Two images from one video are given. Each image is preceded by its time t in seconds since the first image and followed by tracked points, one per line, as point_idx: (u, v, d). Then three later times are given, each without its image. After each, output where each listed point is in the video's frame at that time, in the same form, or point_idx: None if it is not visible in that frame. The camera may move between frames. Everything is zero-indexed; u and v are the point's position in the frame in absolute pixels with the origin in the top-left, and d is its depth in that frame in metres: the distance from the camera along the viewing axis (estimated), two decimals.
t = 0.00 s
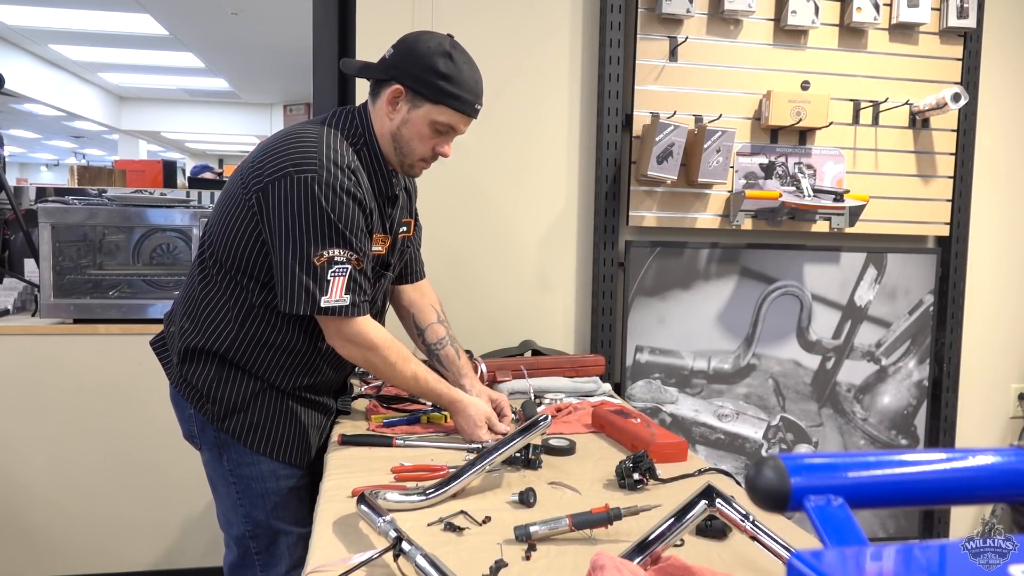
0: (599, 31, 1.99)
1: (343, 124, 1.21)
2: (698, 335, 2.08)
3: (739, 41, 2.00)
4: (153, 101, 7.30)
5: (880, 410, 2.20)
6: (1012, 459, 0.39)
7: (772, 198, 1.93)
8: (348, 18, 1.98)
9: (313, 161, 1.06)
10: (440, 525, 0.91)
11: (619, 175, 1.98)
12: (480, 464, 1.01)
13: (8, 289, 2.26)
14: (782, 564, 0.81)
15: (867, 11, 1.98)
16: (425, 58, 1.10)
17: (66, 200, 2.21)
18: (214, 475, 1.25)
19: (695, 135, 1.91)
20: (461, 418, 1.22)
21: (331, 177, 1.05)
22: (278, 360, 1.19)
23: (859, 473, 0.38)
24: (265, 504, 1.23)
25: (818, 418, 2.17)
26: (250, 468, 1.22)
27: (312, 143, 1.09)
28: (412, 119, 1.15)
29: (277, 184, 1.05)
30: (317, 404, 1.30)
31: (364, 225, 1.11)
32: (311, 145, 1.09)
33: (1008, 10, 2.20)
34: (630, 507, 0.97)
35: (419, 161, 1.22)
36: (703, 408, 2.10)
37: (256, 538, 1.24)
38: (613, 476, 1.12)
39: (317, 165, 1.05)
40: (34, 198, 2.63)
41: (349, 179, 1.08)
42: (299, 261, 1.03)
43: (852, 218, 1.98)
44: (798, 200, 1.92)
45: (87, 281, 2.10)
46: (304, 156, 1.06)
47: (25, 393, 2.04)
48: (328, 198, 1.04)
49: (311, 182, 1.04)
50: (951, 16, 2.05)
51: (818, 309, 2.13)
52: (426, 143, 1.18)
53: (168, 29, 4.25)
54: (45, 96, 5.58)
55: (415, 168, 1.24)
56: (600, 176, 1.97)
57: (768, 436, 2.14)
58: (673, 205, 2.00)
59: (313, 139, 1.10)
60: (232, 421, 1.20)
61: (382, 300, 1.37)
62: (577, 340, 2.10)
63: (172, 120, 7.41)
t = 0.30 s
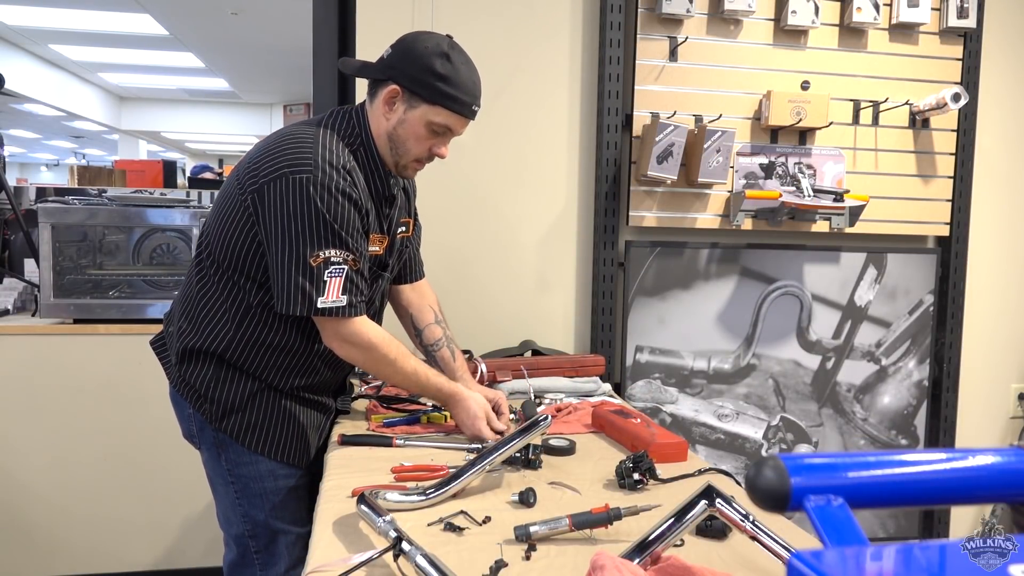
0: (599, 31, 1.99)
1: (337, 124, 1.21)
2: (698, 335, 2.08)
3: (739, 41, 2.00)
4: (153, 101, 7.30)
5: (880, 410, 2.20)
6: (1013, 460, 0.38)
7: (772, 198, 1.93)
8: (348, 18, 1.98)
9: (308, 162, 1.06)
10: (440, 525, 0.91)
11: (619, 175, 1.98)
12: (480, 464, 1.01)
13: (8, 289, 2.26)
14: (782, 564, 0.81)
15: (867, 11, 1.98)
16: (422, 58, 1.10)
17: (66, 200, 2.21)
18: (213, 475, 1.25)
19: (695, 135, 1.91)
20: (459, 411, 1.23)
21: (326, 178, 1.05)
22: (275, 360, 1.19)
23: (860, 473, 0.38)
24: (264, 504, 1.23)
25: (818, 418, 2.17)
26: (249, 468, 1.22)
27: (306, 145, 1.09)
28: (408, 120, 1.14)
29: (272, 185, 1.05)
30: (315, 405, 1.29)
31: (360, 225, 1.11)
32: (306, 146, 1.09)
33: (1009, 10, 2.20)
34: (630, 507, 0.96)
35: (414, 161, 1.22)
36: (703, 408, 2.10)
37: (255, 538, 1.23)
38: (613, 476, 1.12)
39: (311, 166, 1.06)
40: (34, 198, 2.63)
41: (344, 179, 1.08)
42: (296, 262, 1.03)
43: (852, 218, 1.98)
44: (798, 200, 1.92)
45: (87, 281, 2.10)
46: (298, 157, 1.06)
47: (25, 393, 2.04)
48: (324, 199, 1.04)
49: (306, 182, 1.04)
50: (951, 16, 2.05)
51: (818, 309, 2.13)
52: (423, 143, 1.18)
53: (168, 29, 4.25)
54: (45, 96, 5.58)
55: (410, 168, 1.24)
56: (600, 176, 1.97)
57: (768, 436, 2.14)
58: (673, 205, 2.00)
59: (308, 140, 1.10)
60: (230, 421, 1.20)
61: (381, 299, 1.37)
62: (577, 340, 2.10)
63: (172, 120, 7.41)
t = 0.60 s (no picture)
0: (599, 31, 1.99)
1: (327, 112, 1.21)
2: (698, 335, 2.08)
3: (739, 41, 2.00)
4: (153, 101, 7.30)
5: (880, 410, 2.20)
6: (1013, 459, 0.39)
7: (772, 198, 1.93)
8: (348, 18, 1.98)
9: (287, 147, 1.05)
10: (440, 525, 0.91)
11: (619, 175, 1.98)
12: (480, 464, 1.01)
13: (8, 289, 2.26)
14: (781, 564, 0.81)
15: (867, 11, 1.98)
16: (412, 42, 1.11)
17: (66, 200, 2.21)
18: (214, 477, 1.25)
19: (695, 135, 1.91)
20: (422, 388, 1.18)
21: (304, 163, 1.04)
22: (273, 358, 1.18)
23: (860, 473, 0.38)
24: (265, 505, 1.23)
25: (818, 418, 2.17)
26: (248, 470, 1.22)
27: (292, 131, 1.09)
28: (399, 104, 1.15)
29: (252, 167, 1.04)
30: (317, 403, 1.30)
31: (334, 214, 1.08)
32: (292, 133, 1.08)
33: (1009, 10, 2.20)
34: (629, 507, 0.96)
35: (403, 147, 1.22)
36: (703, 407, 2.10)
37: (256, 539, 1.24)
38: (613, 476, 1.12)
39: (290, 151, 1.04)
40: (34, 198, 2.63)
41: (321, 165, 1.06)
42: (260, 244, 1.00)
43: (852, 218, 1.98)
44: (798, 200, 1.92)
45: (87, 281, 2.09)
46: (282, 144, 1.06)
47: (25, 393, 2.04)
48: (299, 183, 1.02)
49: (285, 167, 1.03)
50: (951, 16, 2.05)
51: (818, 308, 2.13)
52: (413, 127, 1.19)
53: (168, 29, 4.25)
54: (45, 96, 5.57)
55: (399, 154, 1.24)
56: (600, 176, 1.97)
57: (768, 436, 2.14)
58: (673, 205, 2.00)
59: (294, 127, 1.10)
60: (233, 423, 1.20)
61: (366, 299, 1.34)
62: (577, 340, 2.10)
63: (172, 120, 7.41)
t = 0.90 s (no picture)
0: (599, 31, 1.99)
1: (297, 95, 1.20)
2: (698, 335, 2.08)
3: (739, 41, 2.00)
4: (153, 101, 7.30)
5: (880, 410, 2.20)
6: (1012, 460, 0.38)
7: (772, 198, 1.93)
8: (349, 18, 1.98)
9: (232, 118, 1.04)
10: (440, 525, 0.91)
11: (619, 175, 1.98)
12: (480, 464, 1.01)
13: (8, 289, 2.26)
14: (781, 564, 0.81)
15: (867, 11, 1.98)
16: (369, 19, 1.12)
17: (66, 200, 2.21)
18: (222, 479, 1.25)
19: (695, 135, 1.91)
20: (308, 407, 1.04)
21: (241, 128, 1.03)
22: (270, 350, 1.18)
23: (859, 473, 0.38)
24: (274, 503, 1.23)
25: (818, 418, 2.17)
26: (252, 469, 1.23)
27: (249, 106, 1.09)
28: (360, 80, 1.16)
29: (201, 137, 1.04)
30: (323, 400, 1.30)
31: (281, 181, 1.04)
32: (248, 108, 1.09)
33: (1009, 10, 2.20)
34: (629, 506, 0.96)
35: (370, 125, 1.23)
36: (703, 407, 2.10)
37: (257, 539, 1.24)
38: (613, 475, 1.12)
39: (233, 120, 1.04)
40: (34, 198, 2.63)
41: (263, 132, 1.04)
42: (188, 204, 0.98)
43: (853, 217, 1.98)
44: (798, 200, 1.92)
45: (87, 281, 2.09)
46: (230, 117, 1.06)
47: (25, 393, 2.04)
48: (234, 147, 1.00)
49: (224, 134, 1.02)
50: (951, 16, 2.05)
51: (818, 308, 2.13)
52: (377, 103, 1.19)
53: (168, 29, 4.25)
54: (45, 95, 5.57)
55: (366, 132, 1.24)
56: (600, 176, 1.97)
57: (768, 436, 2.14)
58: (673, 205, 2.00)
59: (252, 104, 1.10)
60: (241, 424, 1.20)
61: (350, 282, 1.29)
62: (577, 340, 2.10)
63: (172, 120, 7.41)
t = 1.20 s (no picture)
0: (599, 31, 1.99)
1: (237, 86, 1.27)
2: (698, 335, 2.08)
3: (739, 41, 2.00)
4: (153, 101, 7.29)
5: (880, 410, 2.20)
6: (1012, 460, 0.39)
7: (772, 198, 1.93)
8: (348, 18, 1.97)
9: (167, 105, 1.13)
10: (440, 525, 0.91)
11: (619, 175, 1.98)
12: (480, 464, 1.01)
13: (8, 289, 2.26)
14: (781, 564, 0.81)
15: (867, 11, 1.98)
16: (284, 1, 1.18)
17: (66, 200, 2.21)
18: (201, 472, 1.24)
19: (695, 135, 1.91)
20: (269, 357, 1.12)
21: (173, 109, 1.10)
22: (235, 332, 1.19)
23: (859, 472, 0.38)
24: (249, 492, 1.23)
25: (818, 418, 2.17)
26: (236, 459, 1.22)
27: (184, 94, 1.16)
28: (284, 58, 1.20)
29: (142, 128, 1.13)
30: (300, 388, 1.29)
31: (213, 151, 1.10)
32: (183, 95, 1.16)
33: (1009, 11, 2.20)
34: (629, 506, 0.96)
35: (303, 100, 1.24)
36: (703, 408, 2.10)
37: (254, 538, 1.24)
38: (613, 475, 1.12)
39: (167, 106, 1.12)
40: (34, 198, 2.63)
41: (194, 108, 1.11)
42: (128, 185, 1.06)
43: (852, 217, 1.98)
44: (798, 200, 1.92)
45: (87, 281, 2.09)
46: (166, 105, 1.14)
47: (25, 393, 2.04)
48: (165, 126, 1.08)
49: (158, 117, 1.10)
50: (951, 16, 2.05)
51: (818, 308, 2.13)
52: (303, 79, 1.22)
53: (168, 29, 4.25)
54: (45, 95, 5.56)
55: (304, 109, 1.26)
56: (600, 176, 1.97)
57: (768, 436, 2.14)
58: (673, 206, 2.00)
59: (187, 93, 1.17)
60: (217, 414, 1.20)
61: (313, 256, 1.29)
62: (577, 340, 2.10)
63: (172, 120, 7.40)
